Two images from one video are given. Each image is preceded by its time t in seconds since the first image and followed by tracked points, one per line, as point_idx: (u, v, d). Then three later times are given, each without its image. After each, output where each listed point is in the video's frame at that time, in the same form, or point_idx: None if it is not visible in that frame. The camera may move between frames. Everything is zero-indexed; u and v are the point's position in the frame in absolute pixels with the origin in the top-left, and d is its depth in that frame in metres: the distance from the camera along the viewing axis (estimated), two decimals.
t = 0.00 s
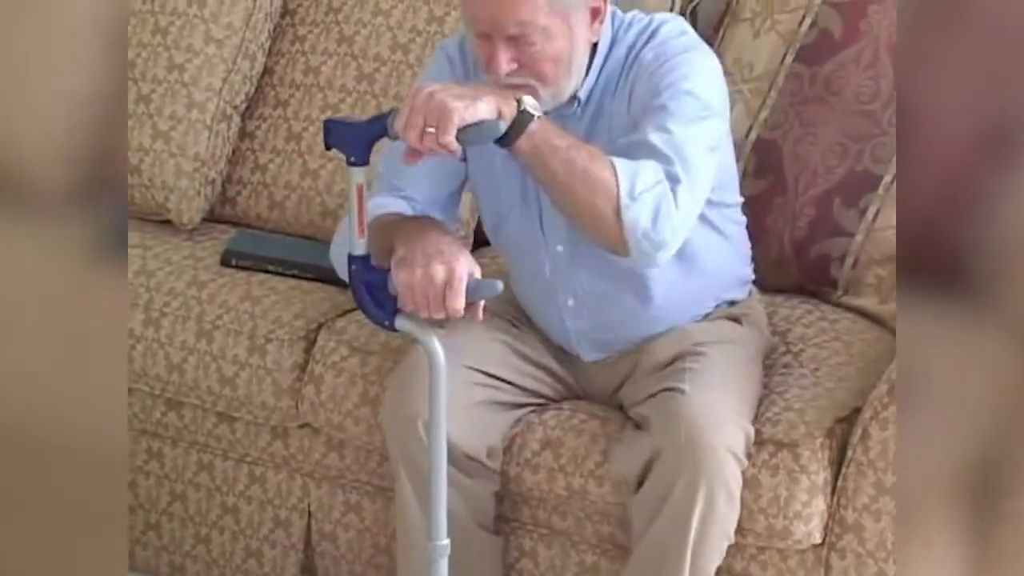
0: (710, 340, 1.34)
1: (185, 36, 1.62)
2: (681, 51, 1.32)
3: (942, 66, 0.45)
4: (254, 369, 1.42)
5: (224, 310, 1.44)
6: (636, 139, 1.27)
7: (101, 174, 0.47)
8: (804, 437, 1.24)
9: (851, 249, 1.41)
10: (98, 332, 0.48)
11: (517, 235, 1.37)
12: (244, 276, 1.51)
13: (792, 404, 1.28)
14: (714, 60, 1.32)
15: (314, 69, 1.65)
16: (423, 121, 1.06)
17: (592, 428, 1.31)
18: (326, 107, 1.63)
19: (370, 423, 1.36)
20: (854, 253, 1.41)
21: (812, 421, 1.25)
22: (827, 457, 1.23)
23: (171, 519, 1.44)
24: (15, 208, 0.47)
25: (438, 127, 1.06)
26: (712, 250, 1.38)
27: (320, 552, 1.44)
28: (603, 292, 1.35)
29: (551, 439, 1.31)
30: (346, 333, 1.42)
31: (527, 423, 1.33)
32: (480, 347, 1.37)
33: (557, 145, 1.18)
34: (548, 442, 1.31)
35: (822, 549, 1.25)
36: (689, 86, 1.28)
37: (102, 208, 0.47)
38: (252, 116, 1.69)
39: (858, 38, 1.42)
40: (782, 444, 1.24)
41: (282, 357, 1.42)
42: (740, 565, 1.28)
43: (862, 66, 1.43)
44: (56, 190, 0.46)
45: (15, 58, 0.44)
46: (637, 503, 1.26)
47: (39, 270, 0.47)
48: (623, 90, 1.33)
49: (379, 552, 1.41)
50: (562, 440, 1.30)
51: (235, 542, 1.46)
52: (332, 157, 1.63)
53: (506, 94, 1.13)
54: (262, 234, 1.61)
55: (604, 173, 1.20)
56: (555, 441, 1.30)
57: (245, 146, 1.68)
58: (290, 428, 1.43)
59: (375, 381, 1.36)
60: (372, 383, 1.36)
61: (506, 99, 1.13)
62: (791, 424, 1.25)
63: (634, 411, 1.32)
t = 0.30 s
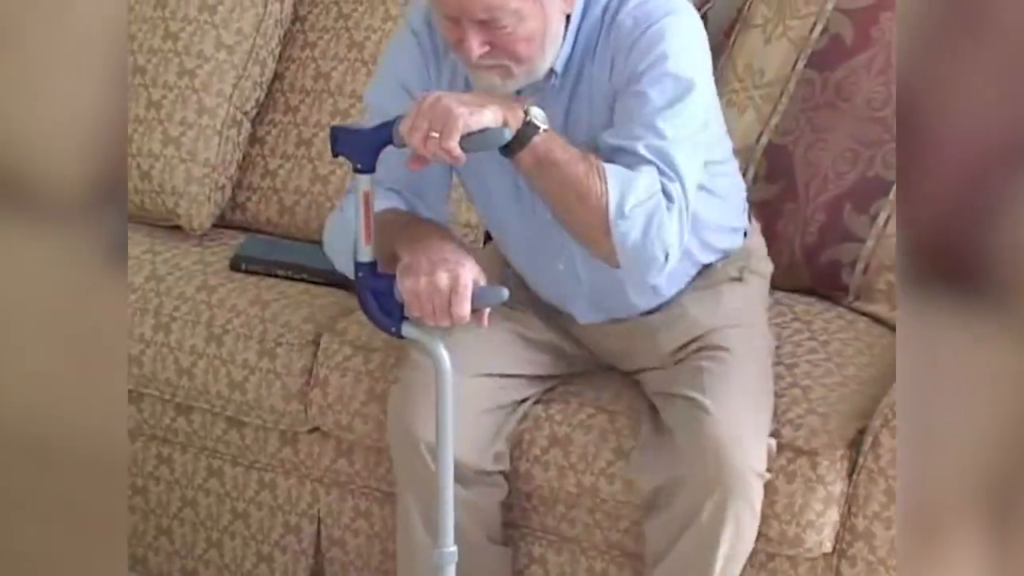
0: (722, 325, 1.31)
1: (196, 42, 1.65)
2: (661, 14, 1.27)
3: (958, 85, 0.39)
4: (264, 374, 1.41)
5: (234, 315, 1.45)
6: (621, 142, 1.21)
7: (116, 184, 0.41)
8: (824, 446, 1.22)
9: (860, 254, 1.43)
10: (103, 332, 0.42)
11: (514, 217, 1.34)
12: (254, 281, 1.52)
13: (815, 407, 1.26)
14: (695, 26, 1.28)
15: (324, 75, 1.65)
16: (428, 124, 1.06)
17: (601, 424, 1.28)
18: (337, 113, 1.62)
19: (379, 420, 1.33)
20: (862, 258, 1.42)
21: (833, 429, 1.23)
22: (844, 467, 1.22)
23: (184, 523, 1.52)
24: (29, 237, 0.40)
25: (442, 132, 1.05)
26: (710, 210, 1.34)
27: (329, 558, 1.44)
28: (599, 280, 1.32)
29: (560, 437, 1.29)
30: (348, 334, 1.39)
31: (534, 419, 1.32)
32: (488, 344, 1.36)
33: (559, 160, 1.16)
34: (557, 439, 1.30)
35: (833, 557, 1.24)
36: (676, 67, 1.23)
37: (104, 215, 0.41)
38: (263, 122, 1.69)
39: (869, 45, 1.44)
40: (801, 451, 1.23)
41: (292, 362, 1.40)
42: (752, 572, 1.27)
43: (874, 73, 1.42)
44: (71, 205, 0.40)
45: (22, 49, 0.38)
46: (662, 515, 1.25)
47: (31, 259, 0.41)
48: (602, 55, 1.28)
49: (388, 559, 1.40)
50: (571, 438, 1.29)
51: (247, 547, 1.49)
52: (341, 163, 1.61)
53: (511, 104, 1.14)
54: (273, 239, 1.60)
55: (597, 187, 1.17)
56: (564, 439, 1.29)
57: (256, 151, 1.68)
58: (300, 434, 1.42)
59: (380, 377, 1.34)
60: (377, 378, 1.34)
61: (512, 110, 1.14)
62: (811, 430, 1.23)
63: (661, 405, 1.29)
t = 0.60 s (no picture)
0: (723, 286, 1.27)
1: (204, 48, 1.63)
2: None
3: (967, 88, 0.43)
4: (272, 378, 1.41)
5: (241, 319, 1.45)
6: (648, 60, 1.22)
7: (121, 194, 0.42)
8: (836, 450, 1.22)
9: (869, 260, 1.42)
10: (102, 334, 0.43)
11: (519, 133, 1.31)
12: (261, 285, 1.52)
13: (828, 409, 1.25)
14: None
15: (332, 81, 1.66)
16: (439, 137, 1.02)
17: (609, 412, 1.27)
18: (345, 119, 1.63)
19: (387, 416, 1.35)
20: (870, 263, 1.42)
21: (846, 433, 1.22)
22: (855, 473, 1.22)
23: (190, 528, 1.51)
24: (40, 238, 0.41)
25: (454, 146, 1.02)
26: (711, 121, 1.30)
27: (336, 563, 1.44)
28: (597, 187, 1.30)
29: (569, 426, 1.29)
30: (353, 333, 1.40)
31: (542, 405, 1.31)
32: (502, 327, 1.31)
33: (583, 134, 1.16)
34: (565, 428, 1.29)
35: (841, 562, 1.24)
36: None
37: (105, 221, 0.42)
38: (270, 127, 1.70)
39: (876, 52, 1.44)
40: (813, 453, 1.22)
41: (299, 365, 1.40)
42: None
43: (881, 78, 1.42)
44: (77, 210, 0.41)
45: (48, 58, 0.39)
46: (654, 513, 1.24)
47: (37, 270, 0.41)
48: None
49: (396, 565, 1.40)
50: (579, 426, 1.28)
51: (253, 552, 1.49)
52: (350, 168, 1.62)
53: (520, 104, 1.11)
54: (281, 245, 1.61)
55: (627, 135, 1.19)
56: (572, 427, 1.28)
57: (264, 156, 1.69)
58: (307, 438, 1.42)
59: (386, 372, 1.35)
60: (383, 374, 1.35)
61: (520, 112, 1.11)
62: (823, 433, 1.23)
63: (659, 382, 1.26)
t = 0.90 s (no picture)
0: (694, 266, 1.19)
1: (208, 52, 1.64)
2: None
3: (973, 92, 0.47)
4: (274, 383, 1.41)
5: (245, 323, 1.45)
6: None
7: (122, 200, 0.47)
8: (840, 454, 1.21)
9: (872, 264, 1.43)
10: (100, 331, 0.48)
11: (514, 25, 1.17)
12: (264, 289, 1.52)
13: (833, 414, 1.25)
14: None
15: (335, 85, 1.66)
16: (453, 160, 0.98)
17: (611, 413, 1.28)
18: (348, 123, 1.64)
19: (390, 420, 1.34)
20: (873, 269, 1.43)
21: (851, 437, 1.23)
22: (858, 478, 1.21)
23: (194, 533, 1.51)
24: (41, 239, 0.46)
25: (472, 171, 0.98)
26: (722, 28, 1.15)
27: (339, 568, 1.44)
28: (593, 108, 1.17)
29: (572, 427, 1.29)
30: (356, 336, 1.40)
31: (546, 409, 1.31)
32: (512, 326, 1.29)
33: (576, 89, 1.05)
34: (568, 429, 1.29)
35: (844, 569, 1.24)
36: None
37: (111, 227, 0.47)
38: (273, 132, 1.70)
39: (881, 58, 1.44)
40: (817, 457, 1.22)
41: (303, 369, 1.40)
42: None
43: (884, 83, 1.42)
44: (81, 216, 0.47)
45: (56, 70, 0.44)
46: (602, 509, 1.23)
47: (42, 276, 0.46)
48: None
49: (399, 569, 1.40)
50: (582, 428, 1.28)
51: (257, 557, 1.48)
52: (354, 172, 1.62)
53: (507, 86, 1.04)
54: (283, 249, 1.61)
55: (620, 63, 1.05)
56: (575, 429, 1.29)
57: (268, 160, 1.69)
58: (311, 443, 1.42)
59: (390, 376, 1.35)
60: (387, 378, 1.35)
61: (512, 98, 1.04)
62: (827, 437, 1.23)
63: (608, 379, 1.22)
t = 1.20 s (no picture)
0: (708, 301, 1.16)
1: (208, 56, 1.65)
2: None
3: (977, 89, 0.46)
4: (275, 387, 1.41)
5: (246, 327, 1.45)
6: None
7: (122, 200, 0.48)
8: (840, 457, 1.21)
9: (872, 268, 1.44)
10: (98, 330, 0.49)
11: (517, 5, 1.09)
12: (264, 292, 1.52)
13: (833, 417, 1.25)
14: None
15: (336, 89, 1.66)
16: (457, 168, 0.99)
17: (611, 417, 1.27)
18: (349, 126, 1.64)
19: (390, 423, 1.35)
20: (874, 272, 1.44)
21: (852, 441, 1.23)
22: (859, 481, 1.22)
23: (194, 536, 1.51)
24: (43, 240, 0.47)
25: (474, 175, 0.99)
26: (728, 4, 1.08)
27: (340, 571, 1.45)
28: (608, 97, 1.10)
29: (572, 430, 1.29)
30: (357, 339, 1.40)
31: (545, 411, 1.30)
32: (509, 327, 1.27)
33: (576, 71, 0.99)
34: (569, 433, 1.29)
35: (844, 572, 1.24)
36: None
37: (112, 228, 0.48)
38: (274, 134, 1.70)
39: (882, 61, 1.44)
40: (817, 460, 1.22)
41: (303, 373, 1.40)
42: None
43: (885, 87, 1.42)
44: (86, 213, 0.47)
45: (55, 69, 0.45)
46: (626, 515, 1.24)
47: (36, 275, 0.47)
48: None
49: (399, 572, 1.40)
50: (582, 430, 1.28)
51: (258, 560, 1.49)
52: (354, 176, 1.63)
53: (507, 92, 1.01)
54: (284, 252, 1.61)
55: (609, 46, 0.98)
56: (575, 432, 1.29)
57: (268, 163, 1.69)
58: (311, 447, 1.42)
59: (390, 380, 1.35)
60: (388, 381, 1.35)
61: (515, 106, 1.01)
62: (828, 440, 1.23)
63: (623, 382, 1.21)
